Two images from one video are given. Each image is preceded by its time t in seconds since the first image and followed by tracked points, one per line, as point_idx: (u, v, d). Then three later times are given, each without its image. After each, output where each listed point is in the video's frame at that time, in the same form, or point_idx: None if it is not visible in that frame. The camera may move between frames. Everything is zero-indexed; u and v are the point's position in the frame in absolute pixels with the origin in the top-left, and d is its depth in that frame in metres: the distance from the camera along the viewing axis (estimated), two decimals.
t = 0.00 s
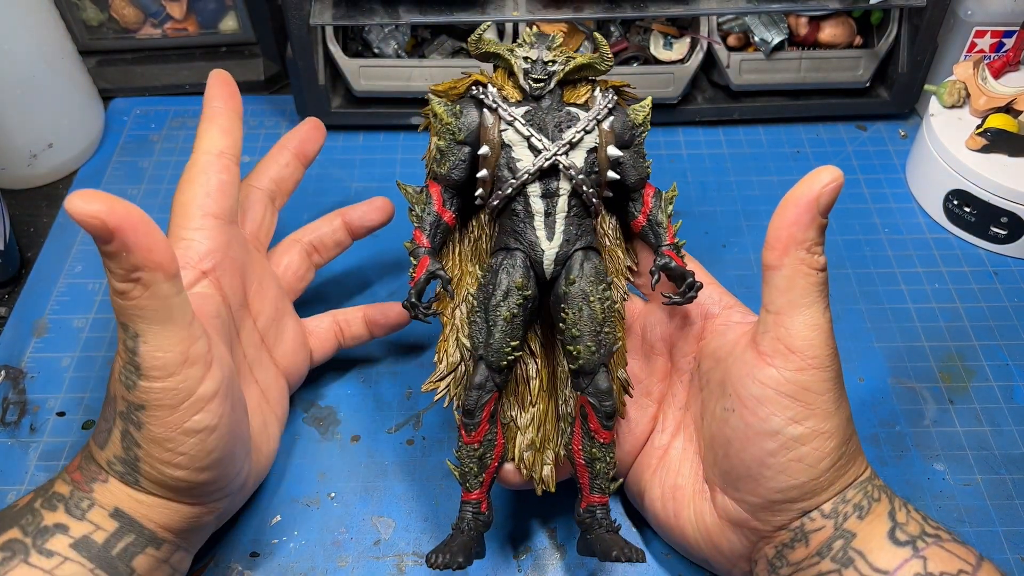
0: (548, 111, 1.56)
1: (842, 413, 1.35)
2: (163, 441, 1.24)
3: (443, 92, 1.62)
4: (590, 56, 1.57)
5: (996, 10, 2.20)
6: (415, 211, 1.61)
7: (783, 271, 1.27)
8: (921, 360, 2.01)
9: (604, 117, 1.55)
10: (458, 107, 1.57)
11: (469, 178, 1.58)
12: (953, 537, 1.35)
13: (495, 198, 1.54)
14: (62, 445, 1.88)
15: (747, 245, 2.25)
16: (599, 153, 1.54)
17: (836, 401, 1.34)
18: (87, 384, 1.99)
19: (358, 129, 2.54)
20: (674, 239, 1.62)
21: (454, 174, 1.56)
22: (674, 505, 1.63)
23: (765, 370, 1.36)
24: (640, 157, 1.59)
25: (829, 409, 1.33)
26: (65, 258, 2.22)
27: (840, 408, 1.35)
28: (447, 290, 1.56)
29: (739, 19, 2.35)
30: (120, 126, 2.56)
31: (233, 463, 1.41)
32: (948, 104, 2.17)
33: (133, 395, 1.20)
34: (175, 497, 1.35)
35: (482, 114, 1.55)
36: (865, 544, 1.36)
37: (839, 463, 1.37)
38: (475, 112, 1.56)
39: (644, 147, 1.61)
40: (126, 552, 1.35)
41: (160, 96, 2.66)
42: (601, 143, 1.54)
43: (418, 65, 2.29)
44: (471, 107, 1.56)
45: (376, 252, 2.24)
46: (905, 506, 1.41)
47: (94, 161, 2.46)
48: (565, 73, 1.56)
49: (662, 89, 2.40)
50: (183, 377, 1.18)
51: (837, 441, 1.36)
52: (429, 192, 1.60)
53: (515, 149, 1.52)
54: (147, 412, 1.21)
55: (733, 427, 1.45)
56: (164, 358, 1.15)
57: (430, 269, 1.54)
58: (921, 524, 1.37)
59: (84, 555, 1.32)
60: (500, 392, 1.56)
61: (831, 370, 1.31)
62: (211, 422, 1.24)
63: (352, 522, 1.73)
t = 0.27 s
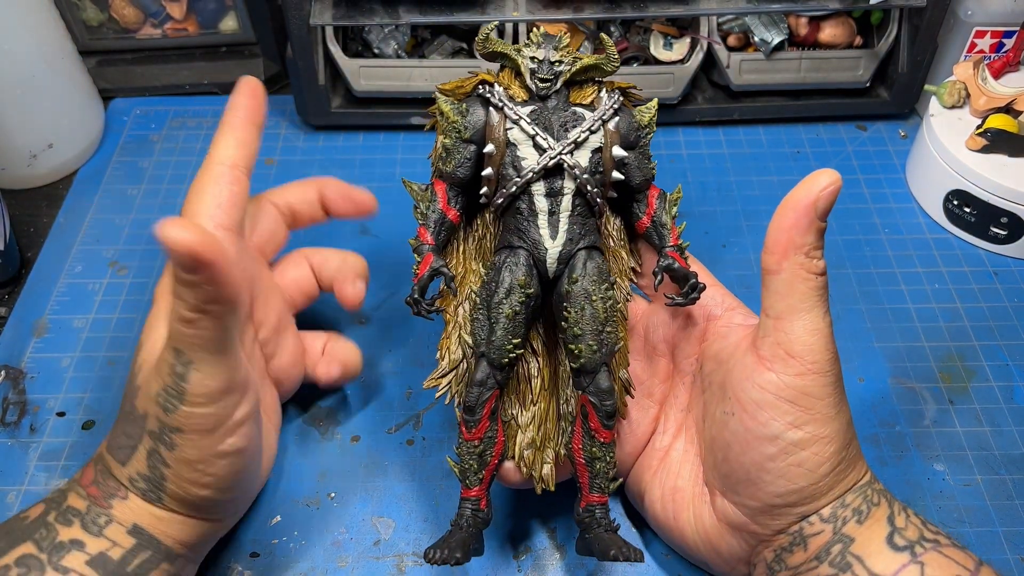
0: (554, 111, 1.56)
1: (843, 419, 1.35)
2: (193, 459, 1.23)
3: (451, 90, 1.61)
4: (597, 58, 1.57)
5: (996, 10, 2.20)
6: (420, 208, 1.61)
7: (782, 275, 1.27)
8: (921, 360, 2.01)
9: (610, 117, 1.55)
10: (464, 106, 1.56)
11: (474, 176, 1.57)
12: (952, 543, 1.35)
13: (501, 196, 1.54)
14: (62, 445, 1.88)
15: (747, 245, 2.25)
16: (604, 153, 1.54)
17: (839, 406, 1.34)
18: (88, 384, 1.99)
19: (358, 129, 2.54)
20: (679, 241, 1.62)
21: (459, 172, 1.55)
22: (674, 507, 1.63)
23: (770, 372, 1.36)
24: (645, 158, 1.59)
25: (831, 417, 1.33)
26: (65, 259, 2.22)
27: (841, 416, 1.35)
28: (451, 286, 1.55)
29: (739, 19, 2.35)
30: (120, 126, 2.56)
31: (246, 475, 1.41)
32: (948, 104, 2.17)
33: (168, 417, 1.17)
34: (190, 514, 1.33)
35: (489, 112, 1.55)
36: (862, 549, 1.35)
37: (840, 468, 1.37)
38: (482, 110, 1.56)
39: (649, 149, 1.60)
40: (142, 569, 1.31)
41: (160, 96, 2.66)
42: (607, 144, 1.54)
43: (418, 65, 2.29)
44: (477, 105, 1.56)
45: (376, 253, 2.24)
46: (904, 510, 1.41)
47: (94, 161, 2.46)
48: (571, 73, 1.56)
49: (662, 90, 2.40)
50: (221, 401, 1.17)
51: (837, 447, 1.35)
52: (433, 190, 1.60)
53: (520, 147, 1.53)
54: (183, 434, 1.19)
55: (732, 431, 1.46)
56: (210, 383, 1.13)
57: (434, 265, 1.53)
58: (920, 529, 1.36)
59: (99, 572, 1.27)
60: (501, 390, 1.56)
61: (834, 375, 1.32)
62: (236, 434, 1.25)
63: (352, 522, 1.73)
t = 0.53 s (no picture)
0: (547, 113, 1.56)
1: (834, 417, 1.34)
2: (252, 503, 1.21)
3: (446, 96, 1.61)
4: (588, 61, 1.56)
5: (996, 10, 2.20)
6: (417, 212, 1.61)
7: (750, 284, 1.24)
8: (921, 360, 2.01)
9: (602, 118, 1.55)
10: (458, 110, 1.57)
11: (470, 179, 1.57)
12: (949, 541, 1.33)
13: (496, 198, 1.54)
14: (62, 445, 1.87)
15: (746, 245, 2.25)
16: (597, 152, 1.54)
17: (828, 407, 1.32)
18: (88, 384, 1.99)
19: (358, 129, 2.54)
20: (674, 239, 1.61)
21: (455, 176, 1.56)
22: (672, 508, 1.64)
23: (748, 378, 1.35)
24: (639, 158, 1.59)
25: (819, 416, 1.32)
26: (65, 258, 2.22)
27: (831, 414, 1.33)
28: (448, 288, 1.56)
29: (739, 19, 2.35)
30: (120, 126, 2.55)
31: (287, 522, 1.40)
32: (948, 104, 2.17)
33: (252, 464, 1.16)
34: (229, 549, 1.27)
35: (482, 116, 1.55)
36: (859, 549, 1.34)
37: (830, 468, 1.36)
38: (475, 114, 1.56)
39: (644, 149, 1.60)
40: None
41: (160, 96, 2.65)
42: (599, 144, 1.53)
43: (418, 65, 2.29)
44: (471, 109, 1.56)
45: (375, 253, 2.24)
46: (902, 509, 1.39)
47: (94, 161, 2.46)
48: (564, 76, 1.57)
49: (662, 89, 2.39)
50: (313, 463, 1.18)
51: (829, 446, 1.34)
52: (430, 194, 1.60)
53: (513, 149, 1.53)
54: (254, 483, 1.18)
55: (719, 437, 1.46)
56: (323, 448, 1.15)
57: (430, 267, 1.54)
58: (917, 528, 1.35)
59: None
60: (499, 388, 1.56)
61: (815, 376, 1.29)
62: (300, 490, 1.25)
63: (352, 522, 1.74)
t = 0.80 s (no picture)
0: (550, 112, 1.55)
1: (805, 406, 1.34)
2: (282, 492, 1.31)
3: (451, 97, 1.61)
4: (590, 61, 1.56)
5: (996, 10, 2.20)
6: (421, 211, 1.60)
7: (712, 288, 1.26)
8: (921, 361, 2.01)
9: (604, 117, 1.54)
10: (462, 110, 1.56)
11: (473, 177, 1.57)
12: (947, 537, 1.35)
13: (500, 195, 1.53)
14: (62, 445, 1.87)
15: (746, 245, 2.25)
16: (599, 150, 1.53)
17: (792, 396, 1.33)
18: (88, 383, 1.99)
19: (358, 129, 2.54)
20: (675, 237, 1.61)
21: (459, 174, 1.55)
22: (671, 507, 1.64)
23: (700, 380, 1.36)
24: (640, 157, 1.59)
25: (783, 405, 1.32)
26: (65, 258, 2.22)
27: (800, 402, 1.33)
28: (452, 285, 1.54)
29: (739, 19, 2.35)
30: (120, 126, 2.56)
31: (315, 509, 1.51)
32: (948, 104, 2.17)
33: (297, 453, 1.26)
34: (236, 539, 1.36)
35: (486, 115, 1.54)
36: (856, 546, 1.35)
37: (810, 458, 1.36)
38: (480, 113, 1.55)
39: (645, 148, 1.61)
40: None
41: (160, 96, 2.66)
42: (601, 141, 1.53)
43: (418, 65, 2.29)
44: (475, 109, 1.56)
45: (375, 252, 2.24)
46: (898, 505, 1.41)
47: (94, 161, 2.46)
48: (567, 77, 1.55)
49: (662, 90, 2.40)
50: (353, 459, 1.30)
51: (803, 434, 1.35)
52: (436, 192, 1.59)
53: (516, 146, 1.52)
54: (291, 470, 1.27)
55: (693, 439, 1.45)
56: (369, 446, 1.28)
57: (435, 263, 1.52)
58: (915, 524, 1.36)
59: None
60: (502, 382, 1.57)
61: (771, 365, 1.31)
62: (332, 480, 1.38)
63: (351, 522, 1.73)
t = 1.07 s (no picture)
0: (553, 112, 1.55)
1: (806, 408, 1.34)
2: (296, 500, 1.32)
3: (452, 93, 1.61)
4: (595, 59, 1.55)
5: (996, 10, 2.20)
6: (423, 209, 1.62)
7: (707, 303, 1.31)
8: (921, 361, 2.01)
9: (608, 118, 1.54)
10: (465, 108, 1.56)
11: (475, 177, 1.57)
12: (946, 541, 1.32)
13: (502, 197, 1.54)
14: (62, 445, 1.87)
15: (746, 246, 2.25)
16: (603, 152, 1.53)
17: (793, 399, 1.32)
18: (88, 384, 1.99)
19: (358, 129, 2.54)
20: (678, 239, 1.62)
21: (461, 173, 1.55)
22: (669, 508, 1.65)
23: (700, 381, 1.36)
24: (644, 157, 1.58)
25: (784, 409, 1.32)
26: (65, 259, 2.22)
27: (800, 405, 1.33)
28: (453, 285, 1.55)
29: (739, 19, 2.35)
30: (120, 126, 2.56)
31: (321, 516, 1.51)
32: (948, 104, 2.17)
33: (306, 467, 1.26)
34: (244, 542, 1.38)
35: (489, 114, 1.55)
36: (853, 549, 1.32)
37: (809, 462, 1.36)
38: (482, 112, 1.55)
39: (649, 148, 1.59)
40: None
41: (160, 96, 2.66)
42: (605, 144, 1.53)
43: (418, 65, 2.29)
44: (478, 108, 1.56)
45: (375, 252, 2.23)
46: (896, 509, 1.38)
47: (94, 161, 2.46)
48: (570, 74, 1.55)
49: (663, 90, 2.39)
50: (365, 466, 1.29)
51: (803, 439, 1.34)
52: (436, 191, 1.60)
53: (520, 148, 1.53)
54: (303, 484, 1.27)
55: (694, 441, 1.46)
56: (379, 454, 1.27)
57: (436, 265, 1.53)
58: (912, 528, 1.34)
59: None
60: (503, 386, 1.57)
61: (772, 368, 1.30)
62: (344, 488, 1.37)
63: (352, 522, 1.73)
